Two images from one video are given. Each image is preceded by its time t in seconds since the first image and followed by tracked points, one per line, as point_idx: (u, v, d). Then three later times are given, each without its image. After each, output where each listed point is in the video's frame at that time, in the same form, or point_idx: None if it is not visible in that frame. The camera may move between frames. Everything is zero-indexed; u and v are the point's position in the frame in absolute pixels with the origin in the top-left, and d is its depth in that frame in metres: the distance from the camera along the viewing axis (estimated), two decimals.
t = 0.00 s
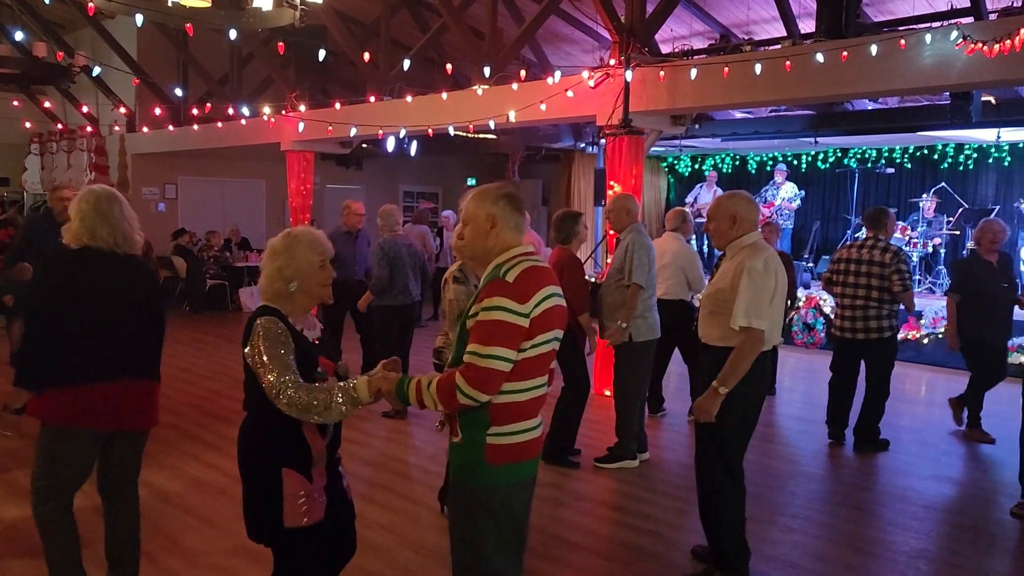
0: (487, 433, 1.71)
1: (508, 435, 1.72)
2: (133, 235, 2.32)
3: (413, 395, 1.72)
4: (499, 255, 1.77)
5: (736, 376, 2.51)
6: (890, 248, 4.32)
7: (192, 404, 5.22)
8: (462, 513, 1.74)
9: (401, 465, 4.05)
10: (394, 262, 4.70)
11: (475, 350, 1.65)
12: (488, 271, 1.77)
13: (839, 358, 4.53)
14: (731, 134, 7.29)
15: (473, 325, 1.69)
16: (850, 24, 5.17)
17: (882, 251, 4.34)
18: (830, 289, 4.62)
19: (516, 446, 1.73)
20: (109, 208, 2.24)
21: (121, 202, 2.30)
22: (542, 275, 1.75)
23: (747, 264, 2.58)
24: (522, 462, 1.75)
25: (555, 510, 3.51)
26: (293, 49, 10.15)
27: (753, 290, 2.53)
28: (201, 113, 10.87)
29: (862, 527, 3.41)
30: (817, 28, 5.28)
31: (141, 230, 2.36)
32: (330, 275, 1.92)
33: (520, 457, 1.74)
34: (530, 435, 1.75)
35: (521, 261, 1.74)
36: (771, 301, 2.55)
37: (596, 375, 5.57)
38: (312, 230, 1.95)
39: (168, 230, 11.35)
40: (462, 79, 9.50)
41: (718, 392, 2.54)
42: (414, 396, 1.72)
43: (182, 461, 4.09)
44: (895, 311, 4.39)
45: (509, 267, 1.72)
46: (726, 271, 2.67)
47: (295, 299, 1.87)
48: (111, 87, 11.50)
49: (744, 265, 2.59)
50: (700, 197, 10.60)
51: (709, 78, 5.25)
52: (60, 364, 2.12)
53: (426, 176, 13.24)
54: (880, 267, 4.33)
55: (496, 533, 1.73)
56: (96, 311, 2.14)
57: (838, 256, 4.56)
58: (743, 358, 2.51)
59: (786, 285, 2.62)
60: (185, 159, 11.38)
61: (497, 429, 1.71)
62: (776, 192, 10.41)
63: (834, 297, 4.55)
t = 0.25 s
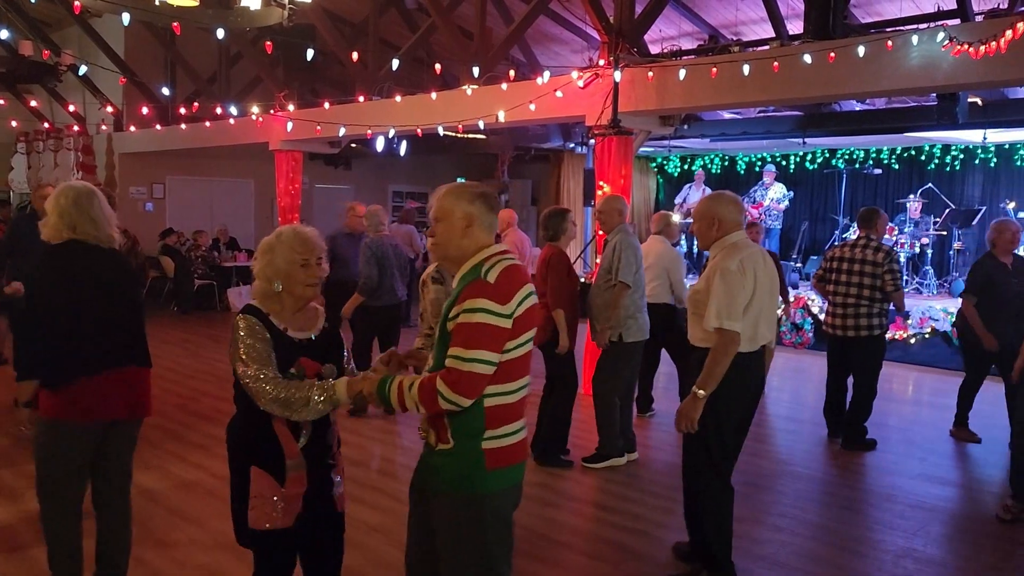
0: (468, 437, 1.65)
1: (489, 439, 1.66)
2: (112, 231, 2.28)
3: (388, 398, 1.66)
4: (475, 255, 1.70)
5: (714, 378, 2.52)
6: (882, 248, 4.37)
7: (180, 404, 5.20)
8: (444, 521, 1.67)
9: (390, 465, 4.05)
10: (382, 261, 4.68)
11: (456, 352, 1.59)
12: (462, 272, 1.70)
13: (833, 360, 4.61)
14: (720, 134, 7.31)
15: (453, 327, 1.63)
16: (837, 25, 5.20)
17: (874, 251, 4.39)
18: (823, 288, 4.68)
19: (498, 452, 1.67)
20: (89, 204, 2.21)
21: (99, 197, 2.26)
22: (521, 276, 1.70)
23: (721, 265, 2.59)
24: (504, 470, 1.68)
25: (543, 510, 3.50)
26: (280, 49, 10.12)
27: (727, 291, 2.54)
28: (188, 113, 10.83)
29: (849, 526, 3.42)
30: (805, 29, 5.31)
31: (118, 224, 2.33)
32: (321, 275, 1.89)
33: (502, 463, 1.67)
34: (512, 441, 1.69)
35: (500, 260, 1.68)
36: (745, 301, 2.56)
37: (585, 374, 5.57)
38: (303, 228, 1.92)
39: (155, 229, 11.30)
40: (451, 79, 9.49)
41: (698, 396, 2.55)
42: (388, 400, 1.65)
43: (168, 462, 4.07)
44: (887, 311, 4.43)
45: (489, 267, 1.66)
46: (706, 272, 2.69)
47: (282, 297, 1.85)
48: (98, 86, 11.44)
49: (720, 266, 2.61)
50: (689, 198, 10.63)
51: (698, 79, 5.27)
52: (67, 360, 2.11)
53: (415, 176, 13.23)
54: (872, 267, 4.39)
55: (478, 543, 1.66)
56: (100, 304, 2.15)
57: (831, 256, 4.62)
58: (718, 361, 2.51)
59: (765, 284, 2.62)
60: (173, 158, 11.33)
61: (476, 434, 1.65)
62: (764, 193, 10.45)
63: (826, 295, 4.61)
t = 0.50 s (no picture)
0: (448, 446, 1.57)
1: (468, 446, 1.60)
2: (100, 234, 2.27)
3: (376, 421, 1.55)
4: (450, 262, 1.60)
5: (688, 375, 2.53)
6: (866, 248, 4.38)
7: (169, 405, 5.17)
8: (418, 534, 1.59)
9: (380, 466, 4.04)
10: (360, 262, 4.66)
11: (444, 365, 1.51)
12: (436, 279, 1.60)
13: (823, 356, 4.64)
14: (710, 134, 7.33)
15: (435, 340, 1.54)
16: (826, 26, 5.22)
17: (859, 251, 4.40)
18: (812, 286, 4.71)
19: (476, 459, 1.61)
20: (79, 210, 2.19)
21: (88, 201, 2.25)
22: (496, 278, 1.62)
23: (704, 265, 2.60)
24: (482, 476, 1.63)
25: (534, 510, 3.50)
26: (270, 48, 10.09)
27: (709, 290, 2.55)
28: (178, 112, 10.79)
29: (837, 524, 3.44)
30: (794, 30, 5.32)
31: (104, 228, 2.31)
32: (312, 273, 1.88)
33: (481, 469, 1.63)
34: (489, 446, 1.63)
35: (477, 265, 1.59)
36: (726, 301, 2.56)
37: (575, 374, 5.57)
38: (294, 228, 1.92)
39: (145, 229, 11.24)
40: (442, 78, 9.48)
41: (671, 393, 2.55)
42: (376, 422, 1.54)
43: (157, 463, 4.05)
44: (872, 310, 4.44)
45: (468, 273, 1.58)
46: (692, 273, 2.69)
47: (273, 299, 1.85)
48: (87, 85, 11.38)
49: (704, 266, 2.60)
50: (679, 198, 10.64)
51: (688, 79, 5.28)
52: (65, 361, 2.10)
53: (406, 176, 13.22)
54: (858, 266, 4.40)
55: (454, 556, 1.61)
56: (95, 305, 2.15)
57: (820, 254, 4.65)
58: (694, 358, 2.53)
59: (750, 284, 2.63)
60: (162, 158, 11.28)
61: (456, 444, 1.58)
62: (755, 193, 10.47)
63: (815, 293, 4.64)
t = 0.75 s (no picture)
0: (428, 447, 1.44)
1: (444, 444, 1.47)
2: (83, 230, 2.26)
3: (379, 436, 1.38)
4: (423, 261, 1.47)
5: (661, 368, 2.55)
6: (852, 246, 4.51)
7: (155, 405, 5.14)
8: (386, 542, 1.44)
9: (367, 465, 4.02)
10: (328, 263, 4.57)
11: (442, 369, 1.39)
12: (408, 279, 1.46)
13: (812, 352, 4.76)
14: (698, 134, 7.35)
15: (423, 344, 1.41)
16: (814, 27, 5.24)
17: (845, 249, 4.53)
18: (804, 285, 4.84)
19: (451, 456, 1.48)
20: (60, 205, 2.18)
21: (70, 197, 2.23)
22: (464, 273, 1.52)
23: (686, 263, 2.62)
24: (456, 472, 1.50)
25: (523, 510, 3.50)
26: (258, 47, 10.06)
27: (687, 287, 2.57)
28: (165, 111, 10.75)
29: (824, 523, 3.46)
30: (782, 30, 5.34)
31: (86, 224, 2.29)
32: (294, 271, 1.86)
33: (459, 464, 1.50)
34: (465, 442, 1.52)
35: (450, 262, 1.49)
36: (704, 297, 2.58)
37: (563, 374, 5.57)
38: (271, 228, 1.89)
39: (131, 228, 11.19)
40: (431, 78, 9.47)
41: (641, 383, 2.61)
42: (381, 437, 1.38)
43: (143, 463, 4.03)
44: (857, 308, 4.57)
45: (444, 271, 1.46)
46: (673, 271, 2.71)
47: (254, 300, 1.85)
48: (73, 83, 11.32)
49: (686, 264, 2.62)
50: (667, 198, 10.66)
51: (676, 79, 5.29)
52: (66, 362, 2.12)
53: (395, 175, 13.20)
54: (843, 265, 4.53)
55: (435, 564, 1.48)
56: (82, 302, 2.15)
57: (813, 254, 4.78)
58: (670, 352, 2.54)
59: (734, 283, 2.64)
60: (149, 157, 11.23)
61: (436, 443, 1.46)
62: (743, 193, 10.50)
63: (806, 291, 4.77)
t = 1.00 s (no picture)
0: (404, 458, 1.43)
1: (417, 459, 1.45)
2: (53, 229, 2.23)
3: (398, 450, 1.34)
4: (402, 265, 1.45)
5: (677, 369, 2.52)
6: (850, 248, 4.56)
7: (143, 406, 5.11)
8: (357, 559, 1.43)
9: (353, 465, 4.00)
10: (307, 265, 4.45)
11: (442, 377, 1.39)
12: (385, 285, 1.44)
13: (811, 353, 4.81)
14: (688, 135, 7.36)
15: (412, 354, 1.39)
16: (802, 27, 5.26)
17: (844, 251, 4.58)
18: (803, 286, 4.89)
19: (420, 472, 1.46)
20: (29, 205, 2.14)
21: (41, 196, 2.20)
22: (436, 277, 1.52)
23: (682, 262, 2.62)
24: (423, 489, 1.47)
25: (512, 510, 3.49)
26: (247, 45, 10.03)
27: (687, 287, 2.55)
28: (152, 110, 10.70)
29: (811, 522, 3.47)
30: (771, 31, 5.36)
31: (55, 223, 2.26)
32: (266, 272, 1.82)
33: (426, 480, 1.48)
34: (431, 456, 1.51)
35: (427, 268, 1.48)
36: (705, 294, 2.56)
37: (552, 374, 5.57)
38: (249, 228, 1.87)
39: (119, 228, 11.12)
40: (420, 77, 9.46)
41: (652, 386, 2.57)
42: (402, 450, 1.34)
43: (130, 465, 4.00)
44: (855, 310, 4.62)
45: (426, 276, 1.45)
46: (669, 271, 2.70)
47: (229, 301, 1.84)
48: (60, 82, 11.24)
49: (682, 264, 2.62)
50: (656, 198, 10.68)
51: (665, 79, 5.31)
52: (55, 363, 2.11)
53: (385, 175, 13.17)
54: (842, 266, 4.58)
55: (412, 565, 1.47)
56: (57, 304, 2.13)
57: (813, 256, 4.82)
58: (676, 354, 2.53)
59: (728, 283, 2.65)
60: (137, 156, 11.17)
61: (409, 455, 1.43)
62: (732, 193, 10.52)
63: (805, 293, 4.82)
